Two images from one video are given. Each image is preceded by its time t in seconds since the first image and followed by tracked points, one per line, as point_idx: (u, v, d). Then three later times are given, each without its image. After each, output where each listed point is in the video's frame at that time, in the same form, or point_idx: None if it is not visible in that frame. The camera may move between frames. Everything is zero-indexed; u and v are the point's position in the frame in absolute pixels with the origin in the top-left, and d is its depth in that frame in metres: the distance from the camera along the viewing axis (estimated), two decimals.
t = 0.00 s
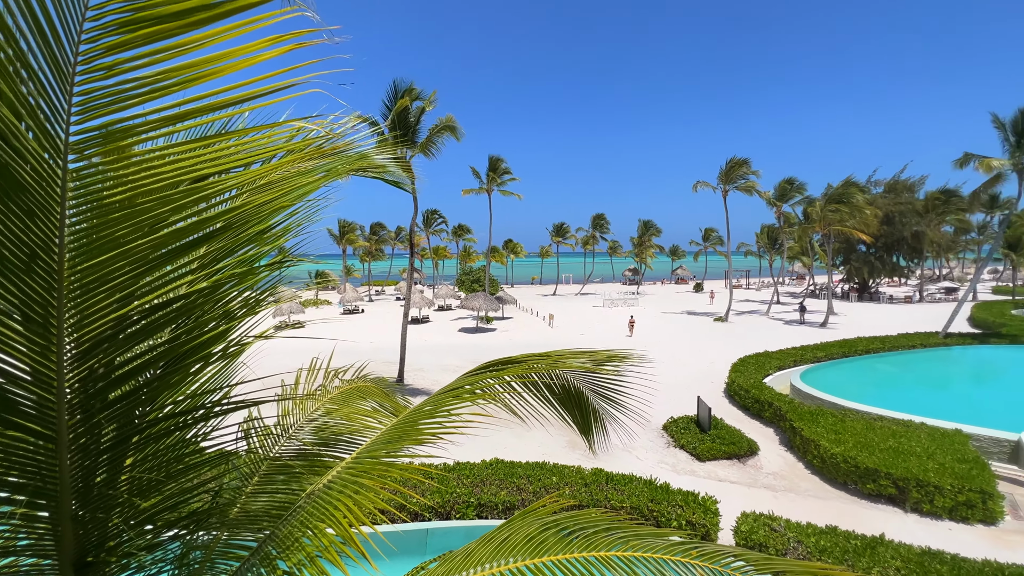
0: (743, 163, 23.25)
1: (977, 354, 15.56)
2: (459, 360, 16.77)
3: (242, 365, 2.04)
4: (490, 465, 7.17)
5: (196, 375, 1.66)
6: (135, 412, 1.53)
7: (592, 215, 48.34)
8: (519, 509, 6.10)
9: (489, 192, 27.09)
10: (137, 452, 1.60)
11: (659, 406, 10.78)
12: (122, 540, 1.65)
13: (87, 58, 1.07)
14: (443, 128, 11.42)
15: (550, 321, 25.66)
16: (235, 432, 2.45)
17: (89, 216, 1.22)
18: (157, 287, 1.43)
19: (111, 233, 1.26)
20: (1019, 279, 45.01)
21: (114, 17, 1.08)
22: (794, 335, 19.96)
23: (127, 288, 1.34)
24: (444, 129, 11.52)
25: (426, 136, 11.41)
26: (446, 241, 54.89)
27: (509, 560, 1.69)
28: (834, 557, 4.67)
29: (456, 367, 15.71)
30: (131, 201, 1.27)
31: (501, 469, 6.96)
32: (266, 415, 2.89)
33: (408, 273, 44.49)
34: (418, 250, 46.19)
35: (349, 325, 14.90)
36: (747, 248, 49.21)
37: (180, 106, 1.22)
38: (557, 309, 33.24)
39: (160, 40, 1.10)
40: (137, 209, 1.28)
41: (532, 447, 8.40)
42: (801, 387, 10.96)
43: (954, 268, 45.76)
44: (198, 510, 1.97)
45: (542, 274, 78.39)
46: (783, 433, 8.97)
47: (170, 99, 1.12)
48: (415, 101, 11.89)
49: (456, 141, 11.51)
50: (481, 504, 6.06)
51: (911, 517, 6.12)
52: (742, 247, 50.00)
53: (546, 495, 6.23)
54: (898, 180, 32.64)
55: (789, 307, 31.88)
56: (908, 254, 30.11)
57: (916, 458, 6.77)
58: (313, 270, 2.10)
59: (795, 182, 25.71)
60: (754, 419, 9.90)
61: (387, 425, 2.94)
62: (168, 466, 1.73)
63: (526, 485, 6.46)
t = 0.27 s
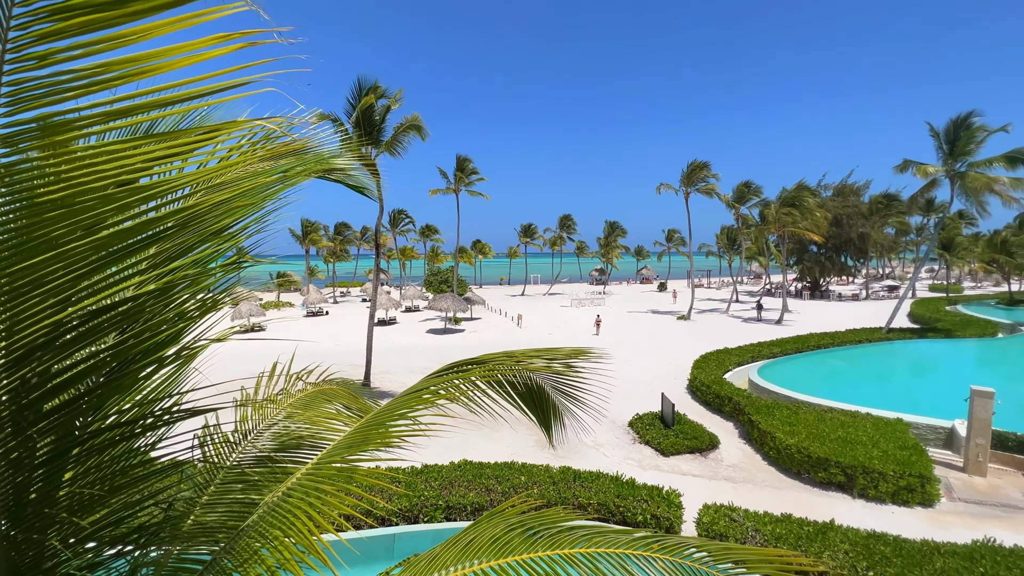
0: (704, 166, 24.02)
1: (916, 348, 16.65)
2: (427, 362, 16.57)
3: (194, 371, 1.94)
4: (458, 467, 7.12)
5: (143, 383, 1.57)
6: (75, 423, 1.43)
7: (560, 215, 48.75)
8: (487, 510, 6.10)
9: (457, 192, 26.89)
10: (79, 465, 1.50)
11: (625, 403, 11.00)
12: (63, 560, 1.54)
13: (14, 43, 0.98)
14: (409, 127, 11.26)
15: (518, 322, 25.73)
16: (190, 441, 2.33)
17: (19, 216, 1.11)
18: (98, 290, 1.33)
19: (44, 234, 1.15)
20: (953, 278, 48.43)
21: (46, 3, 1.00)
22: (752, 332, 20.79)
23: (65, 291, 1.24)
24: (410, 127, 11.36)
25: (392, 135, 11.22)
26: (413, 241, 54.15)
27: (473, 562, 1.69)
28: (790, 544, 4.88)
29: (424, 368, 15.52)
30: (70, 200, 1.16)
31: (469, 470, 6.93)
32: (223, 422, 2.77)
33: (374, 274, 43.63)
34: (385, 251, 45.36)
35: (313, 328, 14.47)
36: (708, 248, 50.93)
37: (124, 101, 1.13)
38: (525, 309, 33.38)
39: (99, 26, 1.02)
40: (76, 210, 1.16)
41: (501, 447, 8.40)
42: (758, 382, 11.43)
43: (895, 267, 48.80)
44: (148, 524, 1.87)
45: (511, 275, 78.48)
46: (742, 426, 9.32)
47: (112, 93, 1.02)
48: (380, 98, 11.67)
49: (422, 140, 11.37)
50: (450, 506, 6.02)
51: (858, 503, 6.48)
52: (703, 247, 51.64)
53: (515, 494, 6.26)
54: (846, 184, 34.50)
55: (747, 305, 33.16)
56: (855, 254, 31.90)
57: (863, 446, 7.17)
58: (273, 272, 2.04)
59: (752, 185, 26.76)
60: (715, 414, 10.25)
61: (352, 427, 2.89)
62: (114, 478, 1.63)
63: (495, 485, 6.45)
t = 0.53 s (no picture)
0: (669, 168, 24.63)
1: (866, 342, 17.58)
2: (397, 364, 16.33)
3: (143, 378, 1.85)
4: (428, 469, 7.05)
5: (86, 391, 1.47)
6: (9, 436, 1.33)
7: (530, 216, 48.96)
8: (458, 512, 6.06)
9: (426, 192, 26.58)
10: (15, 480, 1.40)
11: (595, 401, 11.14)
12: None
13: None
14: (376, 126, 11.07)
15: (489, 322, 25.69)
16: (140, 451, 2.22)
17: None
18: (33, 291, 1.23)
19: None
20: (899, 276, 51.40)
21: None
22: (716, 329, 21.46)
23: None
24: (376, 126, 11.17)
25: (358, 133, 10.99)
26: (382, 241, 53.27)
27: (441, 566, 1.69)
28: (751, 534, 5.06)
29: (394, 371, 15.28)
30: None
31: (439, 472, 6.87)
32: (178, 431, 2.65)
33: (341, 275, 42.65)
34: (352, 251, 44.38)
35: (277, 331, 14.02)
36: (673, 248, 52.18)
37: (60, 90, 1.03)
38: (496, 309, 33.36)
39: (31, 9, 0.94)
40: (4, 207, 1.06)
41: (472, 448, 8.39)
42: (721, 377, 11.80)
43: (848, 266, 51.36)
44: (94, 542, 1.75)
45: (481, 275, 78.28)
46: (706, 421, 9.60)
47: (48, 83, 0.93)
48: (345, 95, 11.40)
49: (389, 139, 11.18)
50: (420, 509, 5.95)
51: (814, 491, 6.79)
52: (669, 247, 52.92)
53: (486, 495, 6.24)
54: (801, 187, 36.06)
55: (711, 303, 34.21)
56: (810, 254, 33.40)
57: (818, 437, 7.51)
58: (229, 273, 1.96)
59: (714, 187, 27.61)
60: (680, 409, 10.52)
61: (316, 431, 2.81)
62: (56, 494, 1.53)
63: (465, 487, 6.41)
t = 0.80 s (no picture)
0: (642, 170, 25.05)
1: (830, 338, 18.28)
2: (372, 366, 16.05)
3: (96, 385, 1.75)
4: (405, 472, 6.95)
5: (33, 401, 1.38)
6: None
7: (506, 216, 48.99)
8: (435, 515, 6.01)
9: (401, 191, 26.22)
10: None
11: (571, 400, 11.23)
12: None
13: None
14: (348, 124, 10.86)
15: (465, 322, 25.56)
16: (100, 462, 2.12)
17: None
18: None
19: None
20: (859, 275, 53.64)
21: None
22: (689, 328, 21.92)
23: None
24: (349, 124, 10.95)
25: (330, 131, 10.76)
26: (356, 241, 52.29)
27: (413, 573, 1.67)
28: (723, 527, 5.19)
29: (368, 373, 15.01)
30: None
31: (416, 475, 6.78)
32: (137, 442, 2.53)
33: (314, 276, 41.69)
34: (325, 251, 43.49)
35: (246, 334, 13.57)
36: (647, 248, 53.08)
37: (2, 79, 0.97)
38: (473, 309, 33.25)
39: None
40: None
41: (448, 450, 8.35)
42: (694, 374, 12.07)
43: (812, 266, 53.30)
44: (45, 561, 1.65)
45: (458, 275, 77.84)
46: (680, 417, 9.79)
47: None
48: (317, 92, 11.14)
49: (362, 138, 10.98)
50: (396, 513, 5.88)
51: (782, 483, 7.02)
52: (643, 247, 53.78)
53: (463, 497, 6.21)
54: (769, 188, 37.22)
55: (684, 302, 34.96)
56: (778, 253, 34.51)
57: (785, 431, 7.75)
58: (195, 274, 1.90)
59: (686, 188, 28.20)
60: (655, 407, 10.71)
61: (287, 436, 2.75)
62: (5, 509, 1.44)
63: (442, 489, 6.35)
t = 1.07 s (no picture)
0: (609, 171, 25.48)
1: (787, 334, 19.10)
2: (338, 368, 15.66)
3: (33, 391, 1.65)
4: (373, 475, 6.83)
5: None
6: None
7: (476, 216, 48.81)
8: (404, 518, 5.93)
9: (368, 190, 25.69)
10: None
11: (541, 399, 11.31)
12: None
13: None
14: (312, 120, 10.57)
15: (435, 323, 25.32)
16: (40, 474, 2.00)
17: None
18: None
19: None
20: (813, 274, 56.28)
21: None
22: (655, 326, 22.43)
23: None
24: (313, 120, 10.66)
25: (292, 127, 10.43)
26: (321, 241, 50.91)
27: None
28: (688, 518, 5.34)
29: (335, 376, 14.65)
30: None
31: (384, 478, 6.66)
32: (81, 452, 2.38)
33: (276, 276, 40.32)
34: (288, 251, 42.15)
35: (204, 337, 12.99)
36: (614, 247, 54.01)
37: None
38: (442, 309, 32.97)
39: None
40: None
41: (417, 452, 8.26)
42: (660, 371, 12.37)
43: (770, 265, 55.54)
44: None
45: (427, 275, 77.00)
46: (646, 413, 10.02)
47: None
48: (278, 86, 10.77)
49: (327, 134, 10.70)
50: (364, 517, 5.77)
51: (743, 474, 7.28)
52: (611, 247, 54.67)
53: (433, 499, 6.15)
54: (730, 190, 38.54)
55: (650, 301, 35.78)
56: (738, 253, 35.79)
57: (746, 424, 8.04)
58: (148, 274, 1.83)
59: (652, 189, 28.85)
60: (622, 404, 10.91)
61: (246, 440, 2.65)
62: None
63: (411, 491, 6.27)
